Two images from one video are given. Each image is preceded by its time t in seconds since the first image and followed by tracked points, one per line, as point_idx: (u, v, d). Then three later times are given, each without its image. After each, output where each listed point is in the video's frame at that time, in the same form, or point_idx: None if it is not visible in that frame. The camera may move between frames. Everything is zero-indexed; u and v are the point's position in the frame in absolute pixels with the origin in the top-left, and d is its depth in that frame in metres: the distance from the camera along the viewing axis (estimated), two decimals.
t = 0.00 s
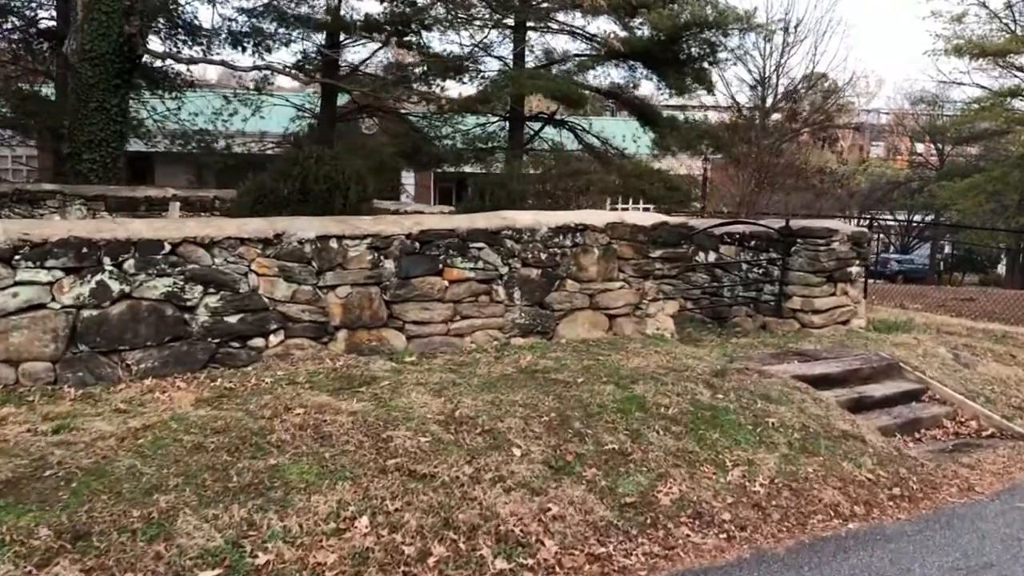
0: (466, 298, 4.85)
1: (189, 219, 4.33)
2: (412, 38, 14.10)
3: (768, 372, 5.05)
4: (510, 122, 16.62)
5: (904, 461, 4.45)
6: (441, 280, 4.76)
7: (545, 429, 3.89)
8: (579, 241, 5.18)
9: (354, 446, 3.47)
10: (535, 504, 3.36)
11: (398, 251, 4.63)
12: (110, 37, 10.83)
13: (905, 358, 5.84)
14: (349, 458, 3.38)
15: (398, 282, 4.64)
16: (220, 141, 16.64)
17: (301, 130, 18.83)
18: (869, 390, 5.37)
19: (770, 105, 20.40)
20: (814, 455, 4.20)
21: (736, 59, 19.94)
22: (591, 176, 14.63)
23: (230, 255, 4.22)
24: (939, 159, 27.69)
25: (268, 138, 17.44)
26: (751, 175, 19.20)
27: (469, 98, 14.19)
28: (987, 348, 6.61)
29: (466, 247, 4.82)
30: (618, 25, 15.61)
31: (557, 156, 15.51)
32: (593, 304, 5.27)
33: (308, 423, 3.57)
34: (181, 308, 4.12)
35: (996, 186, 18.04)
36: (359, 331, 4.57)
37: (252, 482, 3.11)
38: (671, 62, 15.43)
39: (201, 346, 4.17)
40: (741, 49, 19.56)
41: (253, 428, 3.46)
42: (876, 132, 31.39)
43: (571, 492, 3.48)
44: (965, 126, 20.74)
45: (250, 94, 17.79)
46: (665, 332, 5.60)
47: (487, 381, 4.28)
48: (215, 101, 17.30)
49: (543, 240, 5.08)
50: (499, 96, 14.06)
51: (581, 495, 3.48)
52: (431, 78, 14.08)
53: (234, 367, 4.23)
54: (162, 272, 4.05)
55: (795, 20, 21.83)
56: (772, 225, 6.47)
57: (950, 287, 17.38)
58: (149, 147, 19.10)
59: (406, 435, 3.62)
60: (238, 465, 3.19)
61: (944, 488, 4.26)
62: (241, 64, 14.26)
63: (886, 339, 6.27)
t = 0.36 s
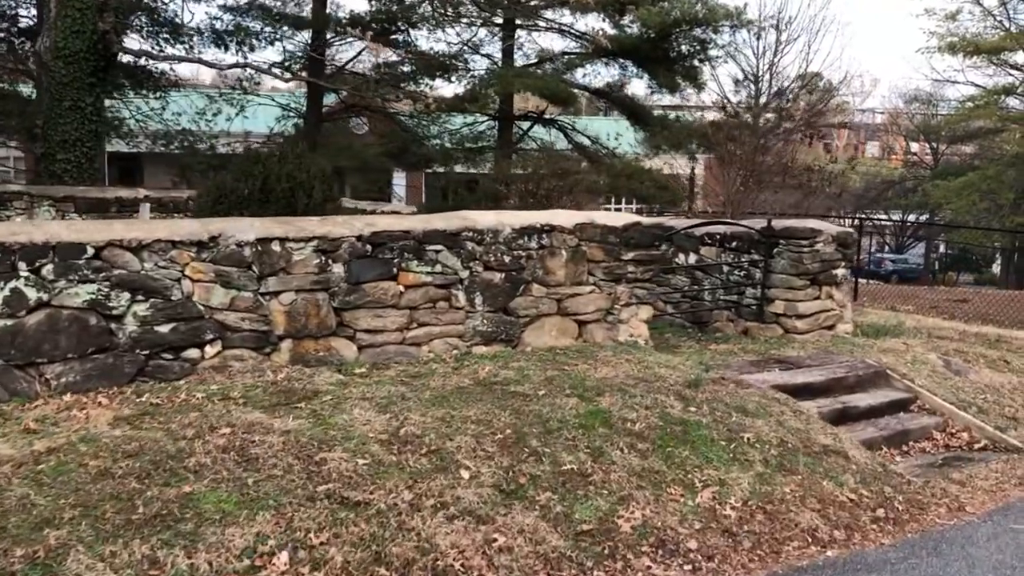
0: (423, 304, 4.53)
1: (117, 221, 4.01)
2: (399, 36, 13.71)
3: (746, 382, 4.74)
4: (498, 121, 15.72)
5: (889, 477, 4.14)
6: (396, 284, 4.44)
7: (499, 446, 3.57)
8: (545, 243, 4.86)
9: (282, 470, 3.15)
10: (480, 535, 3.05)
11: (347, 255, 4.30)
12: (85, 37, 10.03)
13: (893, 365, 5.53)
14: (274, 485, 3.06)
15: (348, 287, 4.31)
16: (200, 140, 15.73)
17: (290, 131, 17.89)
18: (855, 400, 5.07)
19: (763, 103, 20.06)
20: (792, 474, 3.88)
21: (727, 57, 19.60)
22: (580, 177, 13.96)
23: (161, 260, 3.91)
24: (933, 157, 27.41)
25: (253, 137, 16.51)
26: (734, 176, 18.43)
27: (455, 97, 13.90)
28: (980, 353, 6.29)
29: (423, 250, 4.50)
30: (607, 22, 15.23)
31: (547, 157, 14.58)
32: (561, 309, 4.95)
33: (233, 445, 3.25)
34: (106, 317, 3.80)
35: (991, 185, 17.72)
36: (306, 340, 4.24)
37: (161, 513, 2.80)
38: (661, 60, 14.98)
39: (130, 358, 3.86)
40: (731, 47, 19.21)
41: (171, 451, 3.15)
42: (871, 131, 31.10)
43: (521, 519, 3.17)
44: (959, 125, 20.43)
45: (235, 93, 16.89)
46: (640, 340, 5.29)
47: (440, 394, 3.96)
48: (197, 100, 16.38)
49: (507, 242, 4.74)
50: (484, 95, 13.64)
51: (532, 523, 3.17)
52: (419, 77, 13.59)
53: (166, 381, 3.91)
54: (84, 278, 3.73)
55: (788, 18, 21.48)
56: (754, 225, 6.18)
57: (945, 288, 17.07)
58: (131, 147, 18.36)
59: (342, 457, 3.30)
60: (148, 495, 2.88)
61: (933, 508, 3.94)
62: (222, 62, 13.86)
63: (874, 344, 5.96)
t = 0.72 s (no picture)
0: (374, 313, 4.20)
1: (37, 225, 3.70)
2: (383, 36, 13.08)
3: (721, 394, 4.44)
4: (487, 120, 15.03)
5: (872, 498, 3.85)
6: (343, 291, 4.12)
7: (443, 470, 3.26)
8: (508, 246, 4.54)
9: (197, 501, 2.85)
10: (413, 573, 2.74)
11: (290, 261, 3.98)
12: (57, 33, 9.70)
13: (880, 374, 5.23)
14: (184, 519, 2.76)
15: (290, 296, 4.00)
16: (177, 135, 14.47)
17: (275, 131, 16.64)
18: (838, 412, 4.78)
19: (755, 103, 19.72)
20: (767, 497, 3.58)
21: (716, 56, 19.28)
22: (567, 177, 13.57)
23: (82, 267, 3.59)
24: (925, 157, 27.12)
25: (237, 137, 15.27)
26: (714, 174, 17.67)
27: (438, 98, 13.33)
28: (971, 359, 6.00)
29: (374, 254, 4.17)
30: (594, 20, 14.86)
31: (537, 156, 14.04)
32: (525, 317, 4.64)
33: (145, 473, 2.95)
34: (21, 330, 3.48)
35: (983, 184, 17.42)
36: (244, 353, 3.93)
37: (52, 553, 2.50)
38: (649, 58, 14.58)
39: (48, 374, 3.54)
40: (720, 46, 18.90)
41: (73, 481, 2.85)
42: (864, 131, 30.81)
43: (462, 553, 2.87)
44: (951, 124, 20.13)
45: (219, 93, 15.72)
46: (611, 348, 4.97)
47: (385, 412, 3.64)
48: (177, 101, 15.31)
49: (466, 246, 4.41)
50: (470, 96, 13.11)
51: (474, 558, 2.85)
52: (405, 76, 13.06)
53: (88, 399, 3.59)
54: None
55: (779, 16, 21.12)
56: (734, 227, 5.89)
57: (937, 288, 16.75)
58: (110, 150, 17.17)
59: (267, 486, 2.98)
60: (40, 533, 2.58)
61: (920, 533, 3.63)
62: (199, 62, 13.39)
63: (860, 351, 5.66)
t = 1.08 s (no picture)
0: (311, 319, 3.83)
1: None
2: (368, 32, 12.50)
3: (694, 408, 4.06)
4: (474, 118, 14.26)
5: (855, 522, 3.48)
6: (276, 297, 3.74)
7: (369, 497, 2.89)
8: (461, 246, 4.16)
9: (76, 541, 2.48)
10: None
11: (214, 265, 3.62)
12: (19, 28, 9.24)
13: (866, 383, 4.88)
14: (57, 564, 2.39)
15: (215, 302, 3.63)
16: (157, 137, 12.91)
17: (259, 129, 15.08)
18: (820, 424, 4.43)
19: (747, 100, 19.28)
20: (738, 524, 3.21)
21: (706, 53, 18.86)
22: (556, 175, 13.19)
23: None
24: (919, 155, 26.76)
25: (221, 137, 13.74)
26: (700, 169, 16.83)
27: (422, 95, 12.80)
28: (963, 364, 5.64)
29: (310, 255, 3.80)
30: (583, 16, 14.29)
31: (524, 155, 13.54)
32: (482, 324, 4.27)
33: (21, 506, 2.61)
34: None
35: (977, 182, 17.04)
36: (163, 365, 3.56)
37: None
38: (638, 56, 14.01)
39: None
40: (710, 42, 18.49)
41: None
42: (858, 129, 30.44)
43: None
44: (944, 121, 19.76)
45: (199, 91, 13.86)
46: (577, 356, 4.60)
47: (314, 431, 3.27)
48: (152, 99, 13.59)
49: (414, 246, 4.03)
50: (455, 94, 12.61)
51: None
52: (392, 74, 12.53)
53: None
54: None
55: (771, 12, 20.67)
56: (712, 225, 5.54)
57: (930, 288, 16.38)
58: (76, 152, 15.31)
59: (162, 521, 2.61)
60: None
61: (908, 562, 3.26)
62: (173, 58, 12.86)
63: (845, 357, 5.31)
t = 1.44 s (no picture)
0: (241, 331, 3.50)
1: None
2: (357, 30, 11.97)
3: (661, 426, 3.74)
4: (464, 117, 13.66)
5: (833, 555, 3.15)
6: (200, 307, 3.42)
7: (280, 536, 2.56)
8: (410, 251, 3.82)
9: None
10: None
11: (129, 272, 3.30)
12: None
13: (851, 397, 4.55)
14: None
15: (132, 313, 3.30)
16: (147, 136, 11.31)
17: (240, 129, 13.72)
18: (800, 443, 4.10)
19: (742, 101, 18.91)
20: (701, 561, 2.88)
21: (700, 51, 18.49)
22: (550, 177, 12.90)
23: None
24: (917, 155, 26.39)
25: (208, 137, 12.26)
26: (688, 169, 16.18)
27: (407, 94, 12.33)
28: (955, 375, 5.31)
29: (239, 261, 3.48)
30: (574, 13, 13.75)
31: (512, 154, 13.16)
32: (433, 335, 3.93)
33: None
34: None
35: (974, 182, 16.68)
36: (73, 383, 3.23)
37: None
38: (629, 53, 13.42)
39: None
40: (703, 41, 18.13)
41: None
42: (855, 130, 30.07)
43: None
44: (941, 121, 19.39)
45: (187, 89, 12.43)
46: (541, 369, 4.26)
47: (231, 457, 2.94)
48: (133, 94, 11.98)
49: (357, 251, 3.69)
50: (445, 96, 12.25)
51: None
52: (382, 73, 12.14)
53: None
54: None
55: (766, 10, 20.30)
56: (689, 228, 5.21)
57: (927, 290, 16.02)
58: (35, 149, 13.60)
59: (34, 567, 2.29)
60: None
61: None
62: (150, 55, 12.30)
63: (829, 367, 4.98)
